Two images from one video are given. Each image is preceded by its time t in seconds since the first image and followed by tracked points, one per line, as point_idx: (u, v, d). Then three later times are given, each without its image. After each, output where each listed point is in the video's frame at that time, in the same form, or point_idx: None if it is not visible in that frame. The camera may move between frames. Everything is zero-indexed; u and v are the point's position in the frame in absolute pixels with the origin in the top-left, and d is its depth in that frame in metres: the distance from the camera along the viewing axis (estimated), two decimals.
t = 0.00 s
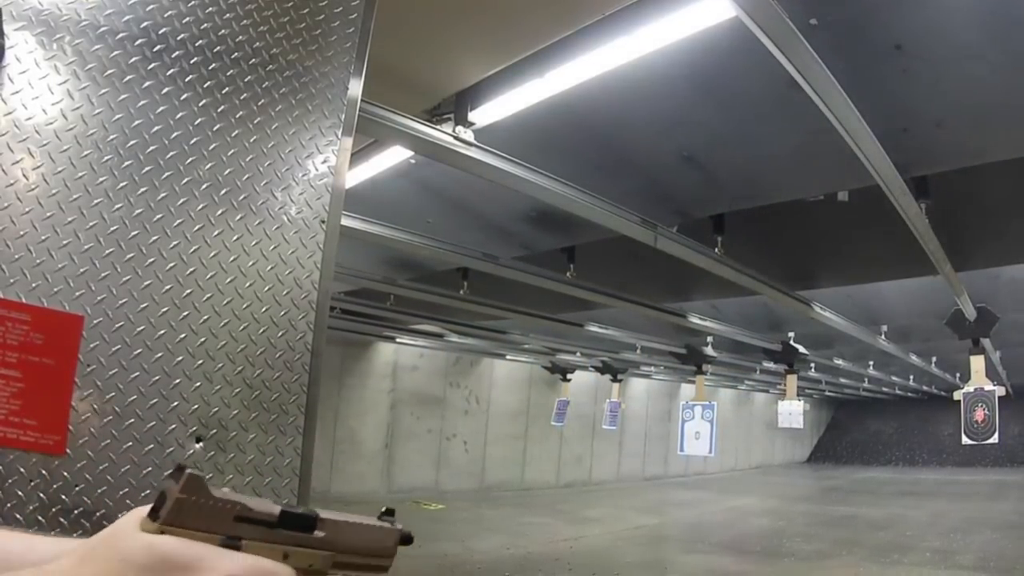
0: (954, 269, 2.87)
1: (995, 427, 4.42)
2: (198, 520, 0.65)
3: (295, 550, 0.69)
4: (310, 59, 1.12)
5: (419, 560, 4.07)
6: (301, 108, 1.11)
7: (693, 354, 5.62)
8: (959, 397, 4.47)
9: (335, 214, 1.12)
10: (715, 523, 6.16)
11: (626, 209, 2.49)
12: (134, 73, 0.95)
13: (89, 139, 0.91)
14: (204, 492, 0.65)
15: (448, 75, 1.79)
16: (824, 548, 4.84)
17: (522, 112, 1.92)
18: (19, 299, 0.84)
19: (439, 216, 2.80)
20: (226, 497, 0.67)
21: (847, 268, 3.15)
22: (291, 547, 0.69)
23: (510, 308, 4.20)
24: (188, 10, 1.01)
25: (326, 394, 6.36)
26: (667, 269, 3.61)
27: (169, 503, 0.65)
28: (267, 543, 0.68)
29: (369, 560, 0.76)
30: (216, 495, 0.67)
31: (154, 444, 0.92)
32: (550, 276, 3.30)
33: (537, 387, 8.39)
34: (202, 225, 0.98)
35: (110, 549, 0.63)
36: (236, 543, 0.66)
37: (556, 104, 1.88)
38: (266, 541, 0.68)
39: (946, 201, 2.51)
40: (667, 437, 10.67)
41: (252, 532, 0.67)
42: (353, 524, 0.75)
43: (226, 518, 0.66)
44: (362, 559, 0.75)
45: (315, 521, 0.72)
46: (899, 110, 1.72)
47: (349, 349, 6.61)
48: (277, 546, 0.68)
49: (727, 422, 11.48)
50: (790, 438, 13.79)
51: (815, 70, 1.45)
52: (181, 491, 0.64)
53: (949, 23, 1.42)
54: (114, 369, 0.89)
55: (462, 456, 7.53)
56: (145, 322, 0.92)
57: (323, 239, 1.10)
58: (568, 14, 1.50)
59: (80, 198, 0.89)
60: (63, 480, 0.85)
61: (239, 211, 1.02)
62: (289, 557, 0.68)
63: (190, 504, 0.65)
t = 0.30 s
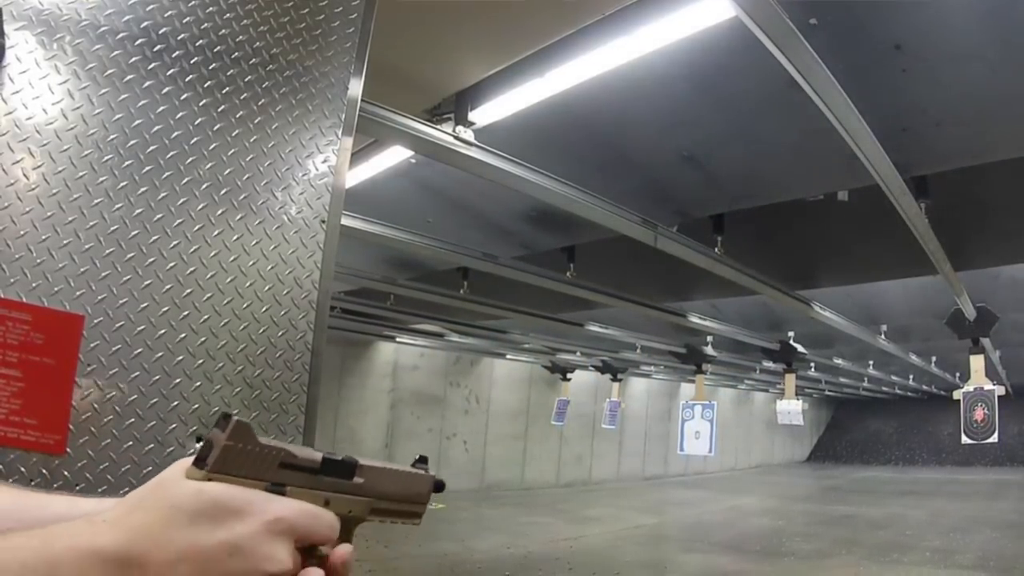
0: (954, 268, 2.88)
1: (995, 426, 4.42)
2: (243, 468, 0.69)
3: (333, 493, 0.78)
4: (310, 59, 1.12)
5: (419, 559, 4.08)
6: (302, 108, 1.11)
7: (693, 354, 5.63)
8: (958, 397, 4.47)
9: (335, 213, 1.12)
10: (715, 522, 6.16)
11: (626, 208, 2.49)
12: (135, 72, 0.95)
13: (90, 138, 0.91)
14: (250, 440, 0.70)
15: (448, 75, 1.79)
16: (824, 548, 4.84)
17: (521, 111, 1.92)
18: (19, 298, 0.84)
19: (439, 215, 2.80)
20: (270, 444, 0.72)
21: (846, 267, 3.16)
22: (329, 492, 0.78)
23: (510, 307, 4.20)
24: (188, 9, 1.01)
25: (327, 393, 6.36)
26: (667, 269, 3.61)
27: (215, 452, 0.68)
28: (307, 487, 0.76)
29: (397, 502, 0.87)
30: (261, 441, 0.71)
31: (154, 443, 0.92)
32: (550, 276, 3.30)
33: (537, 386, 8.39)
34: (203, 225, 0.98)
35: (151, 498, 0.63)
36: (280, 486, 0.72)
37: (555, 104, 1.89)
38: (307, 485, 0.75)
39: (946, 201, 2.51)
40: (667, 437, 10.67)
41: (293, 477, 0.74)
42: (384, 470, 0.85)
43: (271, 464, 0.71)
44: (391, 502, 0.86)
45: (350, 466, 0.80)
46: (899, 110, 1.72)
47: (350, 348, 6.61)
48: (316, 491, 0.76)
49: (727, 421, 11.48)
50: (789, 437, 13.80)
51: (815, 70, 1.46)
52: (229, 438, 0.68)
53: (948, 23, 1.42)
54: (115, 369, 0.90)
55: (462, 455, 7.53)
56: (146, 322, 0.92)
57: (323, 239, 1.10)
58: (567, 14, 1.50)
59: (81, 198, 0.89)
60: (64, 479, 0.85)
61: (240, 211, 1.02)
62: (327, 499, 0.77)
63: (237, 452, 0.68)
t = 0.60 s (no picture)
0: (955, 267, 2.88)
1: (995, 425, 4.42)
2: (252, 450, 0.69)
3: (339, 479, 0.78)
4: (311, 59, 1.13)
5: (419, 558, 4.08)
6: (302, 108, 1.11)
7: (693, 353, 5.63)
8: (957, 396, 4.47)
9: (335, 213, 1.12)
10: (715, 522, 6.17)
11: (627, 207, 2.49)
12: (136, 72, 0.95)
13: (90, 138, 0.91)
14: (263, 422, 0.71)
15: (448, 74, 1.79)
16: (823, 547, 4.85)
17: (521, 111, 1.92)
18: (19, 298, 0.84)
19: (439, 215, 2.81)
20: (280, 426, 0.72)
21: (846, 266, 3.16)
22: (335, 477, 0.78)
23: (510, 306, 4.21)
24: (189, 9, 1.01)
25: (327, 393, 6.36)
26: (667, 268, 3.61)
27: (226, 433, 0.68)
28: (313, 469, 0.75)
29: (403, 488, 0.86)
30: (270, 422, 0.72)
31: (155, 443, 0.93)
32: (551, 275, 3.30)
33: (537, 385, 8.39)
34: (204, 225, 0.99)
35: (164, 481, 0.59)
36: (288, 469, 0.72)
37: (554, 104, 1.89)
38: (314, 468, 0.75)
39: (946, 201, 2.52)
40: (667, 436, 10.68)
41: (303, 459, 0.74)
42: (390, 456, 0.85)
43: (280, 445, 0.72)
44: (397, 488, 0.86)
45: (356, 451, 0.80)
46: (899, 109, 1.72)
47: (350, 347, 6.61)
48: (324, 474, 0.76)
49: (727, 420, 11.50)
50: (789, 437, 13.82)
51: (814, 70, 1.46)
52: (240, 420, 0.68)
53: (948, 23, 1.42)
54: (116, 367, 0.90)
55: (462, 454, 7.52)
56: (147, 321, 0.93)
57: (323, 238, 1.11)
58: (567, 15, 1.50)
59: (82, 197, 0.90)
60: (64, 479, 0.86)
61: (241, 210, 1.03)
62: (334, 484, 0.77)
63: (249, 433, 0.69)
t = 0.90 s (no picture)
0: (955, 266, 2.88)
1: (994, 424, 4.43)
2: (269, 440, 0.71)
3: (354, 468, 0.81)
4: (311, 58, 1.13)
5: (419, 557, 4.09)
6: (302, 108, 1.11)
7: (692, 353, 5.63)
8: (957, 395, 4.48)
9: (335, 212, 1.12)
10: (715, 521, 6.18)
11: (627, 206, 2.49)
12: (136, 71, 0.95)
13: (91, 138, 0.91)
14: (278, 413, 0.72)
15: (448, 74, 1.79)
16: (823, 546, 4.85)
17: (521, 110, 1.92)
18: (19, 298, 0.84)
19: (439, 215, 2.82)
20: (294, 418, 0.74)
21: (846, 266, 3.16)
22: (350, 467, 0.81)
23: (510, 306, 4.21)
24: (190, 9, 1.01)
25: (327, 393, 6.36)
26: (667, 268, 3.62)
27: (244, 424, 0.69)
28: (328, 460, 0.79)
29: (414, 479, 0.90)
30: (284, 413, 0.73)
31: (155, 442, 0.93)
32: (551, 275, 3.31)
33: (537, 385, 8.39)
34: (204, 224, 0.99)
35: (179, 473, 0.58)
36: (303, 458, 0.75)
37: (554, 103, 1.89)
38: (329, 458, 0.79)
39: (946, 200, 2.52)
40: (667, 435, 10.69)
41: (316, 448, 0.77)
42: (401, 447, 0.88)
43: (294, 437, 0.74)
44: (406, 479, 0.89)
45: (368, 441, 0.83)
46: (899, 109, 1.72)
47: (350, 347, 6.61)
48: (336, 463, 0.80)
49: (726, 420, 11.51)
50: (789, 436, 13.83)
51: (814, 70, 1.46)
52: (257, 411, 0.70)
53: (948, 23, 1.42)
54: (116, 367, 0.90)
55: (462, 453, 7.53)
56: (147, 320, 0.93)
57: (323, 237, 1.11)
58: (567, 15, 1.50)
59: (82, 197, 0.90)
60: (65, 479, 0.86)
61: (241, 210, 1.03)
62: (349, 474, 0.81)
63: (265, 424, 0.71)
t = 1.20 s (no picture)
0: (954, 265, 2.89)
1: (994, 423, 4.43)
2: (308, 399, 0.69)
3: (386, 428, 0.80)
4: (312, 57, 1.14)
5: (420, 556, 4.09)
6: (302, 107, 1.12)
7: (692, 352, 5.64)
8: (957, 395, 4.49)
9: (335, 212, 1.13)
10: (715, 520, 6.19)
11: (627, 205, 2.49)
12: (136, 71, 0.96)
13: (91, 137, 0.91)
14: (315, 372, 0.70)
15: (448, 74, 1.79)
16: (823, 546, 4.86)
17: (521, 110, 1.92)
18: (20, 297, 0.84)
19: (439, 215, 2.82)
20: (330, 377, 0.72)
21: (845, 265, 3.16)
22: (382, 426, 0.80)
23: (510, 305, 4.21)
24: (190, 9, 1.01)
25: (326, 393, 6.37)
26: (666, 267, 3.62)
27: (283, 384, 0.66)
28: (364, 419, 0.77)
29: (441, 438, 0.90)
30: (320, 374, 0.71)
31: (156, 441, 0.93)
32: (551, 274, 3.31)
33: (537, 385, 8.39)
34: (205, 224, 0.99)
35: (223, 429, 0.55)
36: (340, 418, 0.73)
37: (554, 102, 1.89)
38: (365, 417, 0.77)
39: (945, 200, 2.52)
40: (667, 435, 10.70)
41: (352, 409, 0.75)
42: (430, 408, 0.88)
43: (331, 396, 0.72)
44: (433, 438, 0.88)
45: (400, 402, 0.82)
46: (898, 109, 1.72)
47: (350, 347, 6.61)
48: (371, 422, 0.78)
49: (726, 419, 11.52)
50: (789, 436, 13.85)
51: (813, 69, 1.46)
52: (295, 370, 0.67)
53: (948, 21, 1.42)
54: (116, 366, 0.90)
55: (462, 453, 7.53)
56: (148, 320, 0.93)
57: (323, 238, 1.12)
58: (567, 15, 1.51)
59: (83, 197, 0.90)
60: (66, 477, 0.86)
61: (242, 210, 1.03)
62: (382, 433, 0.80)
63: (305, 384, 0.68)
